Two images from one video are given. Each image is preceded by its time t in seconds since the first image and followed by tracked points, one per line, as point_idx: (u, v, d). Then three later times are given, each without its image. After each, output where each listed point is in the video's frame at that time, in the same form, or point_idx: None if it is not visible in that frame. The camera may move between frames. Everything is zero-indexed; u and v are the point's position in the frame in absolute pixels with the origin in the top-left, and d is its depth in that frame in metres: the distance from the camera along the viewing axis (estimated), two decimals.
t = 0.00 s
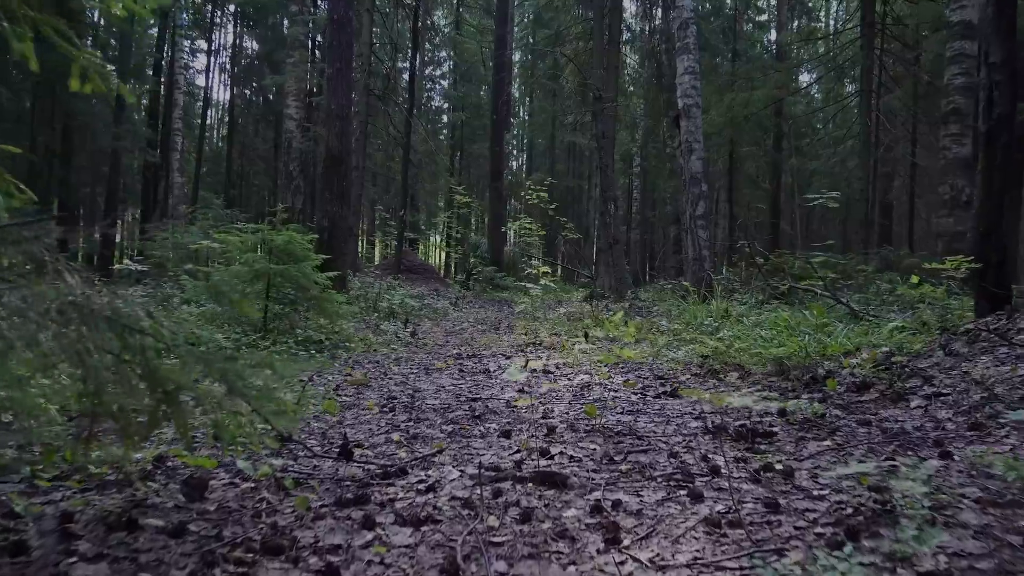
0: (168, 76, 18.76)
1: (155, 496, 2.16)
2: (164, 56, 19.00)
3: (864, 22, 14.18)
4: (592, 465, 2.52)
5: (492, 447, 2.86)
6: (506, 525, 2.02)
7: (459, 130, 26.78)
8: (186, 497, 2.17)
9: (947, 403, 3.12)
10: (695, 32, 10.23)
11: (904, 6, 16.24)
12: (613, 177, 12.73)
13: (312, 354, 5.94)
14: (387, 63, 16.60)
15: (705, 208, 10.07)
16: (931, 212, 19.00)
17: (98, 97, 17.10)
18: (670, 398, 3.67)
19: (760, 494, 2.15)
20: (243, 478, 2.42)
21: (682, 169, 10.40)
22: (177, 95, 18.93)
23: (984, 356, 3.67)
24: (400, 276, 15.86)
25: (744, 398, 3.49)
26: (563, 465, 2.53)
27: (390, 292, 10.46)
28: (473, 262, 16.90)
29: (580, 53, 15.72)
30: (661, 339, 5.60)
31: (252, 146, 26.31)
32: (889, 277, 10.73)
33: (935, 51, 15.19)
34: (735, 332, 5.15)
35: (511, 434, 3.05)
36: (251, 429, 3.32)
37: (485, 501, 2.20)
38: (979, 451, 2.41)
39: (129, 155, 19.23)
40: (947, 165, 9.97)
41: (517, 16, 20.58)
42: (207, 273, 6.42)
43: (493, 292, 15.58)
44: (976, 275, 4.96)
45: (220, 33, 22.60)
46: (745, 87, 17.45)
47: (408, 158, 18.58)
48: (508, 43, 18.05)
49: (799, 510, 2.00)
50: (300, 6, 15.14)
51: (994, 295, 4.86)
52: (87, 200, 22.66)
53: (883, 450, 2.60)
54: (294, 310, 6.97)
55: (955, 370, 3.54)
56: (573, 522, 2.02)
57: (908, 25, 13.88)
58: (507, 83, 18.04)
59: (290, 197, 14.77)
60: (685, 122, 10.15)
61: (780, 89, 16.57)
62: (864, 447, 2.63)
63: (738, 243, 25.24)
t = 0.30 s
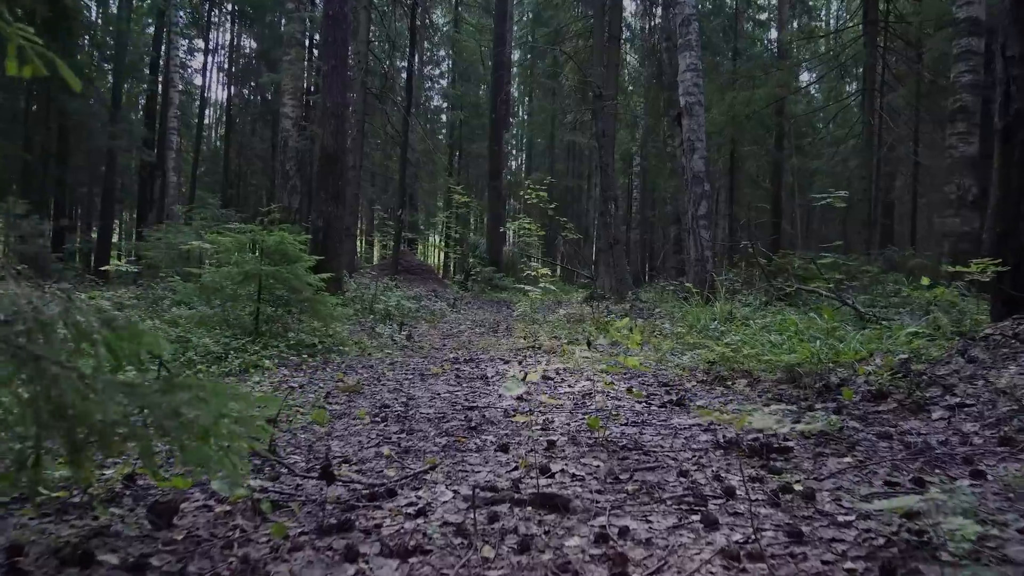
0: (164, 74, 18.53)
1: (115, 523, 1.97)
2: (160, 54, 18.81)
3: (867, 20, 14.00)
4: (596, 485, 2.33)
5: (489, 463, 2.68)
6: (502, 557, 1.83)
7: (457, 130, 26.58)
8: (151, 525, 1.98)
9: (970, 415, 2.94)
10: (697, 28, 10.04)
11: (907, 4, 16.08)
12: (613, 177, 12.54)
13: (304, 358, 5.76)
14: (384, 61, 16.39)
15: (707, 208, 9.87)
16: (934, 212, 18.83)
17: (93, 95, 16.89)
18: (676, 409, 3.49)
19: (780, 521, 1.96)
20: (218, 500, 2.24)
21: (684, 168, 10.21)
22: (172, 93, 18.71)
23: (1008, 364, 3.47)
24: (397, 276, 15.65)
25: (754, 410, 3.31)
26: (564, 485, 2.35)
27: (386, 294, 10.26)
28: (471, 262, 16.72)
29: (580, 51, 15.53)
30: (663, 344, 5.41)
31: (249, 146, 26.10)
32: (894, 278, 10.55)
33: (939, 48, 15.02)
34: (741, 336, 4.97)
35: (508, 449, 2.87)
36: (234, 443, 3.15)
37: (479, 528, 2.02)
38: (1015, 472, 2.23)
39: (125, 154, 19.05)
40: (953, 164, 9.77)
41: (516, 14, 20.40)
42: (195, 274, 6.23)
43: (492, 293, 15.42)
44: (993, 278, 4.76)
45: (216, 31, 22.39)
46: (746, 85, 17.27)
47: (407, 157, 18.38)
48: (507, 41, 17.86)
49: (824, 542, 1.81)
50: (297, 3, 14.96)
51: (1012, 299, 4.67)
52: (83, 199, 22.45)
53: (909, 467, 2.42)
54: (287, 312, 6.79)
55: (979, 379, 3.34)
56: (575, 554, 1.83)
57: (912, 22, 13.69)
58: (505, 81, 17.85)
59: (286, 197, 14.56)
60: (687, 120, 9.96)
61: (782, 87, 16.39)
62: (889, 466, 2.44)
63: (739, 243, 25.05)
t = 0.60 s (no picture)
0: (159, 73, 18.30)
1: (71, 555, 1.79)
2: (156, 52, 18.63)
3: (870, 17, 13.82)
4: (600, 508, 2.16)
5: (485, 481, 2.50)
6: None
7: (456, 129, 26.39)
8: (112, 557, 1.81)
9: (998, 428, 2.75)
10: (699, 25, 9.87)
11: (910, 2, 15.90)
12: (613, 176, 12.36)
13: (295, 363, 5.57)
14: (382, 60, 16.21)
15: (710, 208, 9.69)
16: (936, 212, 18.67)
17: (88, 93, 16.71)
18: (681, 420, 3.32)
19: (802, 551, 1.79)
20: (190, 525, 2.10)
21: (686, 167, 10.02)
22: (168, 92, 18.53)
23: None
24: (395, 277, 15.47)
25: (767, 422, 3.14)
26: (566, 507, 2.17)
27: (383, 295, 10.08)
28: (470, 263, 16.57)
29: (579, 49, 15.35)
30: (667, 348, 5.23)
31: (247, 145, 25.92)
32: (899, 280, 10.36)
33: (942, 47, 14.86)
34: (750, 340, 4.79)
35: (506, 464, 2.69)
36: (214, 459, 2.99)
37: (473, 557, 1.84)
38: None
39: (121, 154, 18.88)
40: (959, 163, 9.51)
41: (515, 12, 20.21)
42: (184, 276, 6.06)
43: (491, 293, 15.27)
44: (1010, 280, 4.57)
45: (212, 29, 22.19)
46: (748, 84, 17.09)
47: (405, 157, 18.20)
48: (506, 39, 17.69)
49: None
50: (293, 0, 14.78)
51: None
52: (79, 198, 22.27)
53: (938, 488, 2.24)
54: (280, 314, 6.63)
55: (1004, 388, 3.16)
56: None
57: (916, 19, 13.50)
58: (504, 80, 17.67)
59: (282, 197, 14.38)
60: (690, 118, 9.78)
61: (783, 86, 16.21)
62: (917, 486, 2.26)
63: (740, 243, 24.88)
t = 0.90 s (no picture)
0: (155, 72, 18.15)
1: None
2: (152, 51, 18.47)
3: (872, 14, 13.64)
4: (605, 533, 1.98)
5: (480, 501, 2.32)
6: None
7: (454, 128, 26.23)
8: None
9: None
10: (701, 21, 9.69)
11: None
12: (614, 176, 12.19)
13: (286, 367, 5.40)
14: (379, 58, 16.03)
15: (712, 208, 9.51)
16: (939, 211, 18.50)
17: (83, 92, 16.54)
18: (687, 430, 3.15)
19: None
20: (157, 552, 1.95)
21: (688, 166, 9.84)
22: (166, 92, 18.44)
23: None
24: (392, 277, 15.28)
25: (779, 434, 2.97)
26: (567, 532, 1.99)
27: (380, 297, 9.89)
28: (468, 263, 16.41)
29: (579, 47, 15.18)
30: (671, 352, 5.04)
31: (244, 144, 25.74)
32: (904, 281, 10.18)
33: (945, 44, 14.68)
34: (757, 344, 4.61)
35: (502, 480, 2.52)
36: (194, 473, 2.81)
37: None
38: None
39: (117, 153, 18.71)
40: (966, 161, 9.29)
41: (514, 11, 20.06)
42: (172, 278, 5.89)
43: (490, 293, 15.14)
44: None
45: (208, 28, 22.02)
46: (749, 83, 16.93)
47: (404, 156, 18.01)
48: (505, 37, 17.53)
49: None
50: None
51: None
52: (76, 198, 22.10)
53: (971, 509, 2.06)
54: (273, 317, 6.45)
55: None
56: None
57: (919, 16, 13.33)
58: (503, 79, 17.50)
59: (278, 196, 14.20)
60: (691, 116, 9.59)
61: (785, 84, 16.04)
62: (949, 509, 2.07)
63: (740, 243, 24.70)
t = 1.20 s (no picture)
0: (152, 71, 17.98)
1: None
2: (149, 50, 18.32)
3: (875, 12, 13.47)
4: (612, 561, 1.80)
5: (476, 522, 2.14)
6: None
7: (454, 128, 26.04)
8: None
9: None
10: (704, 17, 9.52)
11: None
12: (615, 175, 12.00)
13: (277, 371, 5.22)
14: (377, 56, 15.85)
15: (715, 207, 9.33)
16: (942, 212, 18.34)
17: (79, 91, 16.38)
18: (696, 441, 2.97)
19: None
20: None
21: (690, 165, 9.66)
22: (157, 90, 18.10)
23: None
24: (390, 278, 15.11)
25: (795, 447, 2.79)
26: (570, 560, 1.82)
27: (377, 298, 9.71)
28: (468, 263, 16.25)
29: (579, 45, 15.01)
30: (676, 357, 4.86)
31: (242, 144, 25.53)
32: (911, 282, 9.98)
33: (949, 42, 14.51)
34: (765, 348, 4.43)
35: (500, 498, 2.35)
36: (169, 488, 2.63)
37: None
38: None
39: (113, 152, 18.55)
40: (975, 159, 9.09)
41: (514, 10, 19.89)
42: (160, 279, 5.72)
43: (489, 294, 14.99)
44: None
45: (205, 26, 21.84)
46: (751, 81, 16.76)
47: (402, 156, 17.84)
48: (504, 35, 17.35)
49: None
50: None
51: None
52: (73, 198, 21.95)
53: (1013, 534, 1.87)
54: (265, 319, 6.28)
55: None
56: None
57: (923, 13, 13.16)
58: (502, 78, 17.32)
59: (275, 196, 14.03)
60: (694, 113, 9.42)
61: (787, 83, 15.86)
62: (988, 532, 1.89)
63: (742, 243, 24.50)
